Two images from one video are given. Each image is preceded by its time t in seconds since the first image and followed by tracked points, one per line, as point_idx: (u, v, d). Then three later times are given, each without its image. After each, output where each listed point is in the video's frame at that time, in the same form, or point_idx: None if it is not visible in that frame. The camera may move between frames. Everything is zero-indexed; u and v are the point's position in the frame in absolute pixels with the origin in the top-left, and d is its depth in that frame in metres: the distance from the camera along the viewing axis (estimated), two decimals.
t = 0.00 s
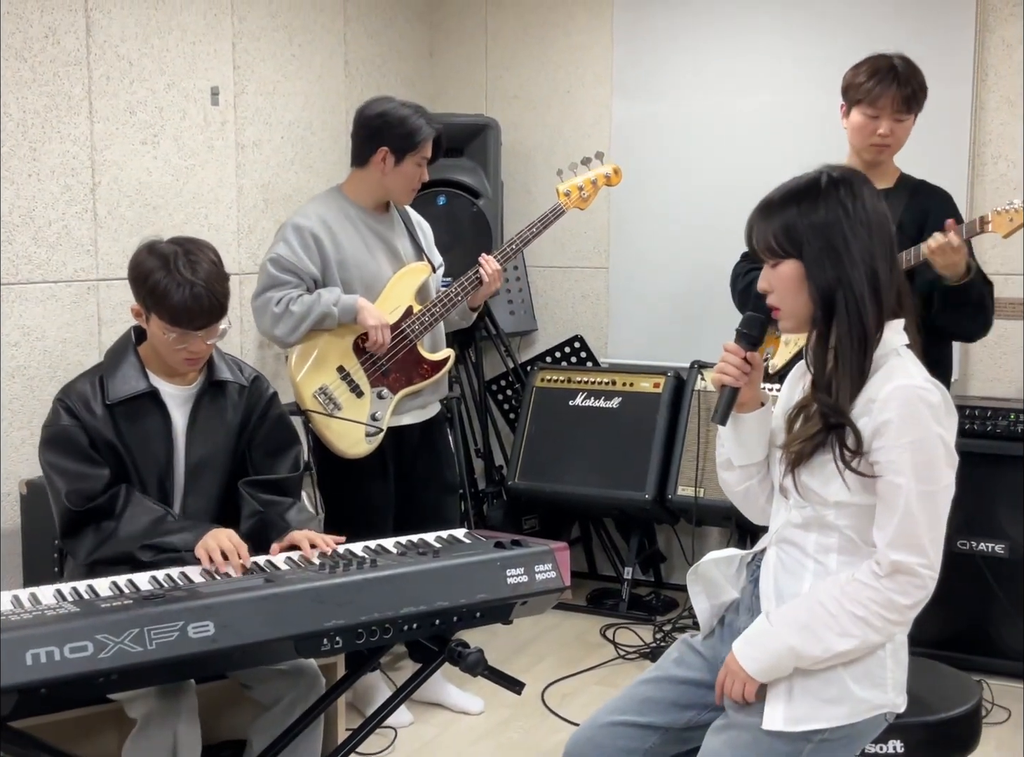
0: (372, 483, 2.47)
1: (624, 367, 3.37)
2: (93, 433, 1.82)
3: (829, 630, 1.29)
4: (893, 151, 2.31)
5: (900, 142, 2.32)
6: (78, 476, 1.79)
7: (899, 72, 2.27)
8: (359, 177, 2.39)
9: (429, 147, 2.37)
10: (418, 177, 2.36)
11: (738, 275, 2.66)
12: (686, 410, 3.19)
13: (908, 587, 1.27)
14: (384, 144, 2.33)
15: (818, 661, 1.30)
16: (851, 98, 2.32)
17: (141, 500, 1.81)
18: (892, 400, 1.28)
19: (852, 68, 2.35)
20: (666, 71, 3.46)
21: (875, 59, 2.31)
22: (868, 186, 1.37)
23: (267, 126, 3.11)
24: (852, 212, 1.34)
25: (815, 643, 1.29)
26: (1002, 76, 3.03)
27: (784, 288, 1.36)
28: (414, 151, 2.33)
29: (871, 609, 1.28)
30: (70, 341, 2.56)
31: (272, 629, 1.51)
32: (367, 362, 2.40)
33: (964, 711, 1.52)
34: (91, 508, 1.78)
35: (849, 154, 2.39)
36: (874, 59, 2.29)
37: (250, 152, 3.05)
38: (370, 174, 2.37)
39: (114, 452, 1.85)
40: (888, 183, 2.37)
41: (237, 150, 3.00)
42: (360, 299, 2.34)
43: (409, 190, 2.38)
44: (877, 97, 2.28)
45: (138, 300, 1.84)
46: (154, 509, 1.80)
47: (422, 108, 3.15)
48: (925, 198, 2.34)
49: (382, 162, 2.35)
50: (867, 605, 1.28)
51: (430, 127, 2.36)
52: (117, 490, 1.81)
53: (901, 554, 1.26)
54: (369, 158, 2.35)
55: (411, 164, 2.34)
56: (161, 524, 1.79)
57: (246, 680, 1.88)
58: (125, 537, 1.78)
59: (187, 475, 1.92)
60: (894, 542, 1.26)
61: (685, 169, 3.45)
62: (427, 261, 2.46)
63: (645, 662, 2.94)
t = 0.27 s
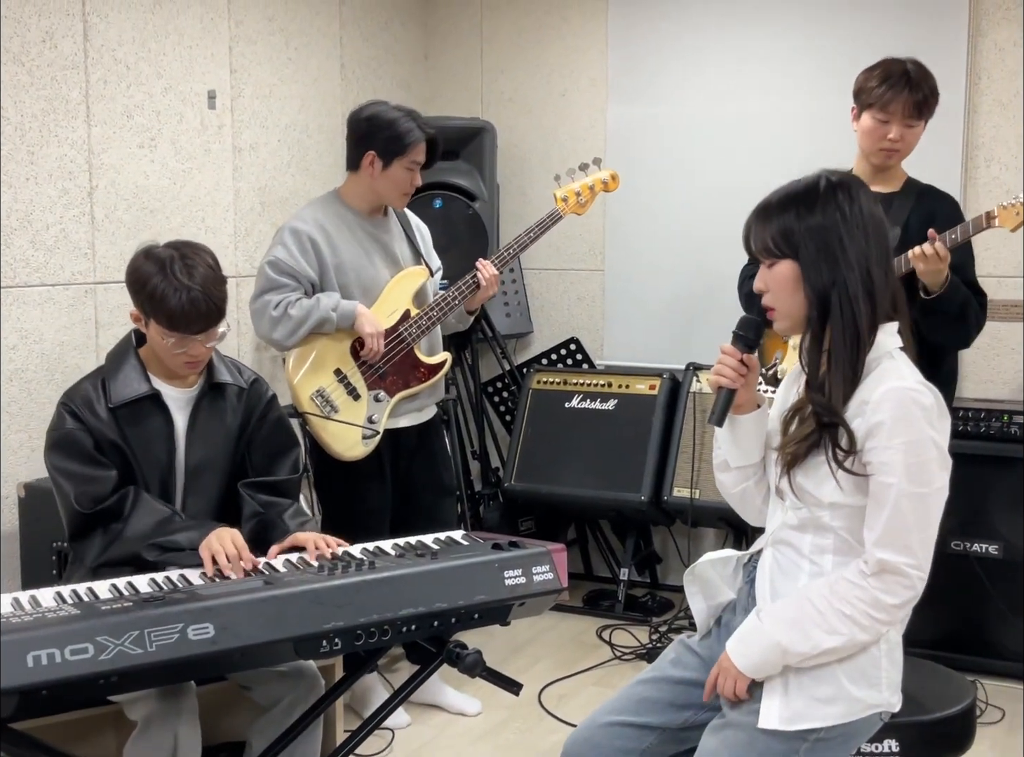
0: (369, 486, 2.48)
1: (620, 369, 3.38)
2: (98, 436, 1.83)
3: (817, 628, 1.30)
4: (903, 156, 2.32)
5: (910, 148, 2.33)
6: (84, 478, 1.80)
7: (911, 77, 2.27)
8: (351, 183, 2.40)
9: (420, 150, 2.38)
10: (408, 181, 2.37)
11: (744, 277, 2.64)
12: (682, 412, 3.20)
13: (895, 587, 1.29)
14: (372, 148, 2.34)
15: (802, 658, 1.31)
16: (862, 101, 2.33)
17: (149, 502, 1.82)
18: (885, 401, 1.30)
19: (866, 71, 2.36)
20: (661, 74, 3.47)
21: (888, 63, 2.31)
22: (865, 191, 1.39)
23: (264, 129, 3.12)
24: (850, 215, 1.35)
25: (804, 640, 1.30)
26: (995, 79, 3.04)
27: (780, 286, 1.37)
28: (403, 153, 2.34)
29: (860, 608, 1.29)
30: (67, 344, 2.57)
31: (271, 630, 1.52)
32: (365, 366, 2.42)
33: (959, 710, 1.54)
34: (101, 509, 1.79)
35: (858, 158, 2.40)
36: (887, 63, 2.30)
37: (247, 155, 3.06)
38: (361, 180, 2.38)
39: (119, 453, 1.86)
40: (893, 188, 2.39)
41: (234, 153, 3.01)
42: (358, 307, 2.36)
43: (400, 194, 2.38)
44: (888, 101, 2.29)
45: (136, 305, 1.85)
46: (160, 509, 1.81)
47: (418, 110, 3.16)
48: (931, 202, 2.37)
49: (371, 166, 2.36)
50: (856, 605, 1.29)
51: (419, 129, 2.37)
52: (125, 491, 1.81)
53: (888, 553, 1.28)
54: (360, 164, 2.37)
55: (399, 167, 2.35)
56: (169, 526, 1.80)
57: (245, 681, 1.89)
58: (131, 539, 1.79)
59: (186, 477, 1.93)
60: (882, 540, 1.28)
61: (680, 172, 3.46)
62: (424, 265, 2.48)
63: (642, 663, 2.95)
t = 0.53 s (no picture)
0: (369, 486, 2.49)
1: (618, 370, 3.40)
2: (99, 436, 1.84)
3: (820, 628, 1.31)
4: (908, 158, 2.34)
5: (915, 150, 2.35)
6: (85, 478, 1.81)
7: (918, 80, 2.29)
8: (350, 184, 2.41)
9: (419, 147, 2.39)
10: (407, 179, 2.38)
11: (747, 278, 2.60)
12: (679, 413, 3.22)
13: (896, 585, 1.30)
14: (372, 147, 2.36)
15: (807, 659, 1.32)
16: (868, 103, 2.34)
17: (150, 504, 1.83)
18: (886, 401, 1.31)
19: (870, 73, 2.38)
20: (659, 76, 3.48)
21: (893, 66, 2.33)
22: (866, 193, 1.40)
23: (263, 131, 3.13)
24: (851, 217, 1.37)
25: (807, 641, 1.32)
26: (991, 82, 3.06)
27: (782, 289, 1.39)
28: (403, 152, 2.35)
29: (861, 608, 1.30)
30: (68, 345, 2.57)
31: (275, 630, 1.53)
32: (365, 367, 2.43)
33: (958, 707, 1.55)
34: (101, 510, 1.80)
35: (862, 159, 2.41)
36: (893, 65, 2.32)
37: (246, 157, 3.07)
38: (360, 180, 2.39)
39: (120, 453, 1.87)
40: (897, 190, 2.40)
41: (233, 155, 3.02)
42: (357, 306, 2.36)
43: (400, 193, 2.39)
44: (894, 103, 2.30)
45: (139, 306, 1.86)
46: (162, 513, 1.82)
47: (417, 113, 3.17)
48: (936, 204, 2.37)
49: (371, 165, 2.37)
50: (857, 604, 1.30)
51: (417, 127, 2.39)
52: (125, 492, 1.82)
53: (890, 551, 1.29)
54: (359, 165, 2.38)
55: (399, 164, 2.36)
56: (169, 529, 1.81)
57: (248, 681, 1.90)
58: (132, 540, 1.80)
59: (189, 478, 1.94)
60: (884, 539, 1.29)
61: (677, 174, 3.48)
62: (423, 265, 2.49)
63: (640, 662, 2.97)
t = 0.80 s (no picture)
0: (372, 486, 2.50)
1: (617, 371, 3.41)
2: (102, 436, 1.85)
3: (826, 629, 1.33)
4: (910, 161, 2.36)
5: (916, 153, 2.36)
6: (89, 479, 1.81)
7: (920, 84, 2.31)
8: (353, 185, 2.42)
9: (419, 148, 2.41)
10: (409, 180, 2.39)
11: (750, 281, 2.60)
12: (678, 414, 3.23)
13: (900, 585, 1.31)
14: (373, 147, 2.37)
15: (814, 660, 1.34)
16: (870, 107, 2.36)
17: (153, 505, 1.84)
18: (890, 402, 1.33)
19: (873, 78, 2.40)
20: (658, 78, 3.50)
21: (894, 70, 2.35)
22: (875, 197, 1.42)
23: (264, 132, 3.14)
24: (861, 220, 1.38)
25: (813, 644, 1.33)
26: (988, 85, 3.06)
27: (790, 292, 1.40)
28: (404, 152, 2.36)
29: (865, 608, 1.32)
30: (71, 345, 2.58)
31: (283, 629, 1.54)
32: (367, 367, 2.44)
33: (960, 705, 1.57)
34: (103, 509, 1.81)
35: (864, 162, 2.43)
36: (896, 69, 2.33)
37: (248, 158, 3.08)
38: (362, 181, 2.40)
39: (123, 454, 1.87)
40: (900, 193, 2.42)
41: (235, 157, 3.03)
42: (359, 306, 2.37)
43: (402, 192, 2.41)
44: (897, 107, 2.32)
45: (146, 309, 1.87)
46: (165, 513, 1.83)
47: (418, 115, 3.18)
48: (939, 207, 2.39)
49: (372, 166, 2.38)
50: (861, 605, 1.32)
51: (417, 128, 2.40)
52: (129, 493, 1.83)
53: (895, 551, 1.30)
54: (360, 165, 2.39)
55: (400, 164, 2.37)
56: (173, 530, 1.81)
57: (252, 680, 1.91)
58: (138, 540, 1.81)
59: (193, 478, 1.95)
60: (889, 539, 1.30)
61: (676, 176, 3.49)
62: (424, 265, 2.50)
63: (640, 662, 2.98)
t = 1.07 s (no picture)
0: (372, 484, 2.51)
1: (616, 370, 3.42)
2: (103, 433, 1.86)
3: (828, 627, 1.34)
4: (902, 163, 2.37)
5: (909, 155, 2.38)
6: (84, 475, 1.82)
7: (909, 86, 2.33)
8: (350, 189, 2.44)
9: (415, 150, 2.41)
10: (403, 183, 2.40)
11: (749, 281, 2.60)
12: (677, 414, 3.24)
13: (901, 581, 1.33)
14: (366, 150, 2.38)
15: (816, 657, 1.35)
16: (862, 110, 2.38)
17: (146, 501, 1.85)
18: (891, 401, 1.34)
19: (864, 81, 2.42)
20: (658, 79, 3.52)
21: (885, 73, 2.37)
22: (886, 199, 1.44)
23: (266, 132, 3.15)
24: (872, 220, 1.40)
25: (815, 641, 1.34)
26: (986, 88, 3.09)
27: (796, 290, 1.42)
28: (397, 155, 2.37)
29: (866, 605, 1.33)
30: (73, 344, 2.59)
31: (289, 624, 1.55)
32: (368, 367, 2.45)
33: (960, 701, 1.58)
34: (96, 506, 1.82)
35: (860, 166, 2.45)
36: (886, 72, 2.35)
37: (249, 158, 3.09)
38: (357, 184, 2.42)
39: (122, 451, 1.88)
40: (897, 194, 2.43)
41: (236, 156, 3.04)
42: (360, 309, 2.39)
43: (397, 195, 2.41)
44: (886, 109, 2.34)
45: (148, 307, 1.88)
46: (159, 509, 1.84)
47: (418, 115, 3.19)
48: (935, 207, 2.41)
49: (366, 170, 2.39)
50: (861, 602, 1.33)
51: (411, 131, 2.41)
52: (122, 489, 1.85)
53: (895, 548, 1.32)
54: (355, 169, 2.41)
55: (392, 167, 2.38)
56: (166, 525, 1.82)
57: (255, 676, 1.93)
58: (131, 535, 1.82)
59: (195, 477, 1.96)
60: (889, 535, 1.32)
61: (675, 177, 3.51)
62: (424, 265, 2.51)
63: (638, 661, 2.99)
